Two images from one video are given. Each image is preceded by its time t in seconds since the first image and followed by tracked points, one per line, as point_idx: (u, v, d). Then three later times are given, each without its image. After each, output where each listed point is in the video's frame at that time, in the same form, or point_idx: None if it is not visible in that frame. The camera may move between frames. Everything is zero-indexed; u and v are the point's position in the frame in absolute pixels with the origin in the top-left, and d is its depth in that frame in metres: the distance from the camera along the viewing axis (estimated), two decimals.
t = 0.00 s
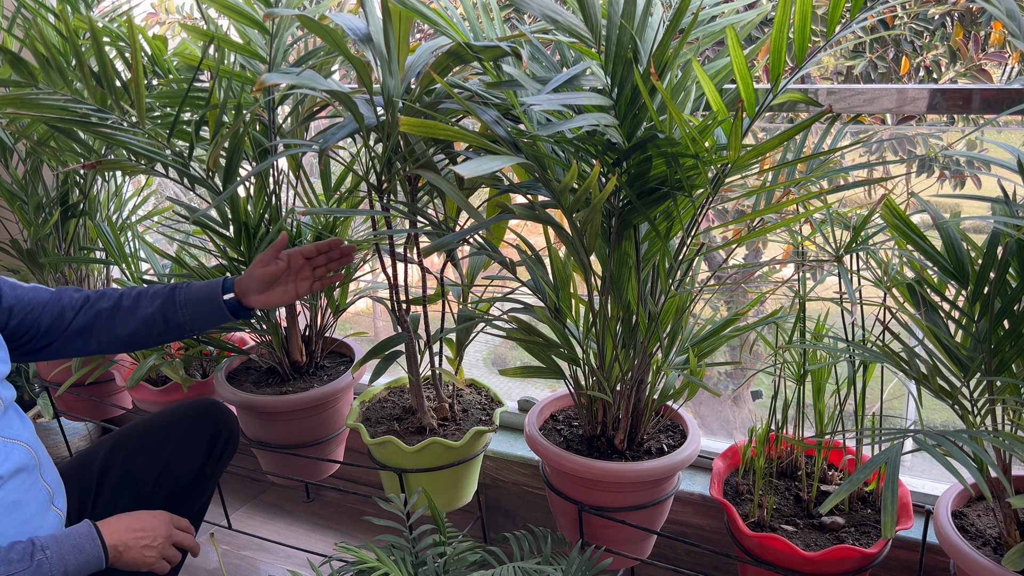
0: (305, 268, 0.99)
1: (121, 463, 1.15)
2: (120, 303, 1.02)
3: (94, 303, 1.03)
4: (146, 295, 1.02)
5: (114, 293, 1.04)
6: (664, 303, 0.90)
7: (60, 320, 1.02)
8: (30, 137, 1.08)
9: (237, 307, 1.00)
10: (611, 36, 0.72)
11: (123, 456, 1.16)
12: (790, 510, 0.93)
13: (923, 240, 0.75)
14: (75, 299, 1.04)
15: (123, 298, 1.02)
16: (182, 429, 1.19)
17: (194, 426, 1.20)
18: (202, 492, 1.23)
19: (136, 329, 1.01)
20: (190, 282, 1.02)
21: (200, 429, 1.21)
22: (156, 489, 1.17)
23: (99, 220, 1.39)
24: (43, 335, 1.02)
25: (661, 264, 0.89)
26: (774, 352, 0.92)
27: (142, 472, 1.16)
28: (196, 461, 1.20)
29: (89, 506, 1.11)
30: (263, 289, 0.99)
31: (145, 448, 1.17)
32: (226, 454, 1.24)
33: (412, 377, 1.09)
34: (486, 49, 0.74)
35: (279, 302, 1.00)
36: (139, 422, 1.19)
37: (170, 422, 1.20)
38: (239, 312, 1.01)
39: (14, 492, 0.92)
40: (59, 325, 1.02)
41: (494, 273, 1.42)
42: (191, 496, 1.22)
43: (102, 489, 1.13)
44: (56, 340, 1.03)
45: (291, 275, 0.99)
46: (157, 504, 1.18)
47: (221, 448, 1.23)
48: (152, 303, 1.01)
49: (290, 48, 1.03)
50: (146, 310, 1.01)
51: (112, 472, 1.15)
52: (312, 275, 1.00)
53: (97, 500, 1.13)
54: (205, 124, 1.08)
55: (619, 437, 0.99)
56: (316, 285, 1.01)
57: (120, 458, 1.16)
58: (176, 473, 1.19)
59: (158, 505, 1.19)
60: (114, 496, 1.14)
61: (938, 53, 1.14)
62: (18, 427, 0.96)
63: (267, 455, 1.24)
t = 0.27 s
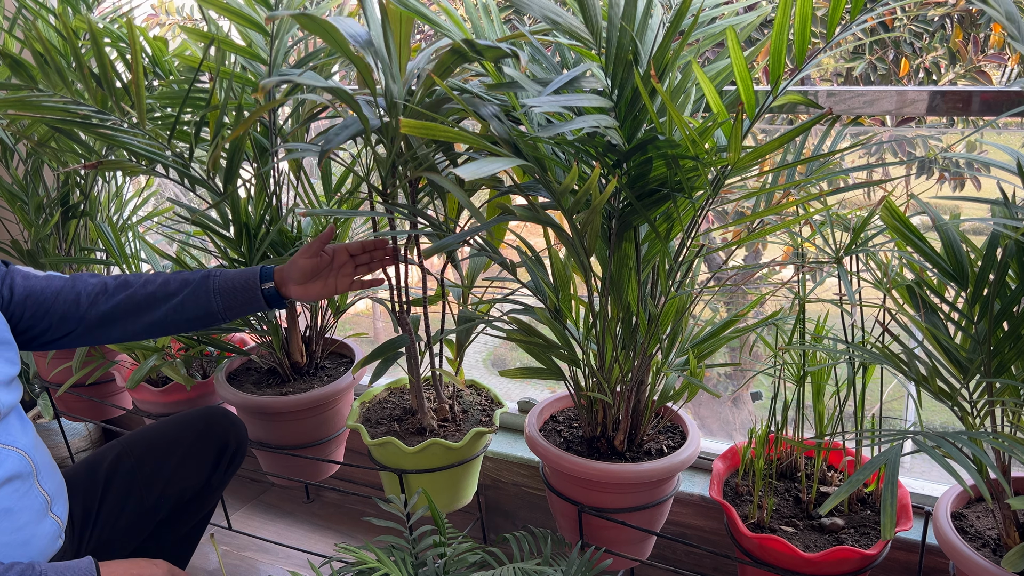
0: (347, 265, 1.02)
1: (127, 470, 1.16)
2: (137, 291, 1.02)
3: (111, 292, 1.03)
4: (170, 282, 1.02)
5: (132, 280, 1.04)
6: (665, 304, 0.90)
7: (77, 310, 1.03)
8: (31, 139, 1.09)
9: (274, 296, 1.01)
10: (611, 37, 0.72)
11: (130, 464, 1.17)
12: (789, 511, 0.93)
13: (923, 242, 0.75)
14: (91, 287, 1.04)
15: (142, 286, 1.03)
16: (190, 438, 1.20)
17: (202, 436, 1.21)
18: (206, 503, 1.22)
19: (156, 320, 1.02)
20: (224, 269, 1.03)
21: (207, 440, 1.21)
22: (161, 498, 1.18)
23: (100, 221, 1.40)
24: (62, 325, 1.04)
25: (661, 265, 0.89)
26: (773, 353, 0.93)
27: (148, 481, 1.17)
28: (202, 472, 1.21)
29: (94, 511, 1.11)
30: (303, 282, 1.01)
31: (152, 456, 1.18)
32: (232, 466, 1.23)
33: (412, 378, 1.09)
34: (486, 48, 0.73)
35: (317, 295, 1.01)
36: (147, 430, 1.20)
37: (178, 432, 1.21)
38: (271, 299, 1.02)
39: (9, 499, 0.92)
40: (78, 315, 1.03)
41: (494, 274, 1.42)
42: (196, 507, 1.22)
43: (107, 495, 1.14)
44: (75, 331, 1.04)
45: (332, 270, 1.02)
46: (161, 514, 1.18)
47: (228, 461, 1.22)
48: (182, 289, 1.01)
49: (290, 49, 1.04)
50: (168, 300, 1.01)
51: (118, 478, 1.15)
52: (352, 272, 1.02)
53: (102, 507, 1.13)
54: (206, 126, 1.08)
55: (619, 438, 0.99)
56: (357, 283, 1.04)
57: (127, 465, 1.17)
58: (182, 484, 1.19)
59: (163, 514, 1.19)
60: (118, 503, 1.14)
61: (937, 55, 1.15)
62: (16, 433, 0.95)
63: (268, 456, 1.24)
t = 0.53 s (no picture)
0: (328, 272, 1.02)
1: (124, 472, 1.16)
2: (132, 305, 1.03)
3: (107, 306, 1.04)
4: (163, 296, 1.02)
5: (127, 294, 1.04)
6: (663, 305, 0.90)
7: (74, 323, 1.03)
8: (31, 139, 1.09)
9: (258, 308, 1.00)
10: (611, 40, 0.73)
11: (126, 466, 1.16)
12: (787, 512, 0.93)
13: (920, 243, 0.75)
14: (89, 301, 1.05)
15: (136, 300, 1.03)
16: (187, 441, 1.20)
17: (199, 439, 1.21)
18: (203, 506, 1.23)
19: (149, 334, 1.02)
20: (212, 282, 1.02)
21: (205, 442, 1.21)
22: (158, 500, 1.18)
23: (99, 222, 1.40)
24: (58, 338, 1.04)
25: (659, 267, 0.89)
26: (772, 354, 0.93)
27: (146, 483, 1.17)
28: (200, 474, 1.21)
29: (91, 513, 1.11)
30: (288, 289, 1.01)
31: (150, 458, 1.18)
32: (229, 469, 1.24)
33: (411, 379, 1.09)
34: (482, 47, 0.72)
35: (300, 305, 1.02)
36: (145, 432, 1.20)
37: (175, 435, 1.20)
38: (258, 314, 1.02)
39: (12, 500, 0.92)
40: (75, 328, 1.04)
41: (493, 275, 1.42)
42: (193, 509, 1.22)
43: (104, 497, 1.13)
44: (71, 343, 1.05)
45: (314, 279, 1.02)
46: (158, 516, 1.18)
47: (225, 464, 1.23)
48: (170, 304, 1.01)
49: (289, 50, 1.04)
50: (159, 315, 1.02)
51: (115, 481, 1.15)
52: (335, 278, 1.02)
53: (99, 509, 1.12)
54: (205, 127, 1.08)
55: (617, 439, 0.99)
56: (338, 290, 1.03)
57: (124, 467, 1.16)
58: (180, 486, 1.19)
59: (160, 517, 1.19)
60: (115, 505, 1.14)
61: (936, 56, 1.15)
62: (17, 434, 0.96)
63: (267, 457, 1.24)
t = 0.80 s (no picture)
0: (289, 321, 1.06)
1: (117, 467, 1.16)
2: (113, 334, 1.07)
3: (89, 331, 1.08)
4: (138, 328, 1.07)
5: (107, 323, 1.08)
6: (660, 303, 0.90)
7: (58, 344, 1.06)
8: (28, 138, 1.09)
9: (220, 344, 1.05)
10: (607, 38, 0.73)
11: (119, 460, 1.16)
12: (784, 510, 0.94)
13: (917, 241, 0.75)
14: (73, 325, 1.08)
15: (115, 329, 1.07)
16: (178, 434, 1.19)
17: (191, 432, 1.20)
18: (198, 499, 1.22)
19: (125, 363, 1.07)
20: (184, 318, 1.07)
21: (197, 435, 1.20)
22: (152, 495, 1.17)
23: (95, 221, 1.40)
24: (37, 357, 1.06)
25: (656, 265, 0.89)
26: (769, 353, 0.93)
27: (139, 478, 1.16)
28: (193, 468, 1.20)
29: (85, 509, 1.11)
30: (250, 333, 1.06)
31: (142, 452, 1.17)
32: (223, 461, 1.23)
33: (408, 378, 1.09)
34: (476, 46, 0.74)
35: (257, 347, 1.06)
36: (137, 426, 1.19)
37: (168, 428, 1.20)
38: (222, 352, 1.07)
39: (13, 495, 0.92)
40: (57, 350, 1.07)
41: (490, 274, 1.42)
42: (187, 503, 1.22)
43: (98, 492, 1.13)
44: (48, 364, 1.07)
45: (274, 325, 1.06)
46: (152, 510, 1.18)
47: (218, 457, 1.22)
48: (142, 335, 1.06)
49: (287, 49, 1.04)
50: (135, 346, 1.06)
51: (108, 476, 1.15)
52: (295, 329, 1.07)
53: (93, 504, 1.13)
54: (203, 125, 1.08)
55: (615, 437, 0.99)
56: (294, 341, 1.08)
57: (117, 462, 1.16)
58: (173, 480, 1.18)
59: (154, 510, 1.19)
60: (110, 500, 1.14)
61: (933, 56, 1.15)
62: (15, 430, 0.96)
63: (264, 456, 1.24)
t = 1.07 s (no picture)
0: (255, 358, 1.11)
1: (111, 464, 1.15)
2: (95, 353, 1.10)
3: (72, 347, 1.10)
4: (118, 350, 1.10)
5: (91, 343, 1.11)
6: (656, 302, 0.90)
7: (42, 357, 1.08)
8: (22, 138, 1.09)
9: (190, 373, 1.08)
10: (604, 36, 0.73)
11: (112, 457, 1.16)
12: (780, 508, 0.94)
13: (913, 239, 0.75)
14: (60, 339, 1.11)
15: (97, 348, 1.10)
16: (170, 429, 1.19)
17: (183, 426, 1.20)
18: (193, 490, 1.23)
19: (101, 383, 1.09)
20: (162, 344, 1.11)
21: (189, 430, 1.20)
22: (147, 489, 1.18)
23: (90, 221, 1.39)
24: (19, 368, 1.08)
25: (652, 263, 0.89)
26: (765, 351, 0.93)
27: (132, 474, 1.16)
28: (186, 461, 1.20)
29: (80, 504, 1.11)
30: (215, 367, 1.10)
31: (135, 448, 1.17)
32: (217, 453, 1.22)
33: (405, 377, 1.09)
34: (472, 49, 0.76)
35: (222, 381, 1.09)
36: (129, 421, 1.19)
37: (160, 422, 1.19)
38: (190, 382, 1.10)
39: (10, 490, 0.92)
40: (40, 362, 1.09)
41: (487, 273, 1.41)
42: (183, 495, 1.22)
43: (92, 489, 1.13)
44: (30, 376, 1.09)
45: (240, 362, 1.10)
46: (147, 504, 1.18)
47: (211, 450, 1.21)
48: (120, 356, 1.09)
49: (282, 48, 1.04)
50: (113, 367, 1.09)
51: (102, 473, 1.14)
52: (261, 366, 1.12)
53: (87, 500, 1.13)
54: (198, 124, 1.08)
55: (612, 436, 0.99)
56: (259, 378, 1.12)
57: (111, 458, 1.16)
58: (167, 474, 1.19)
59: (150, 504, 1.19)
60: (104, 497, 1.14)
61: (928, 54, 1.15)
62: (10, 427, 0.97)
63: (260, 456, 1.24)
